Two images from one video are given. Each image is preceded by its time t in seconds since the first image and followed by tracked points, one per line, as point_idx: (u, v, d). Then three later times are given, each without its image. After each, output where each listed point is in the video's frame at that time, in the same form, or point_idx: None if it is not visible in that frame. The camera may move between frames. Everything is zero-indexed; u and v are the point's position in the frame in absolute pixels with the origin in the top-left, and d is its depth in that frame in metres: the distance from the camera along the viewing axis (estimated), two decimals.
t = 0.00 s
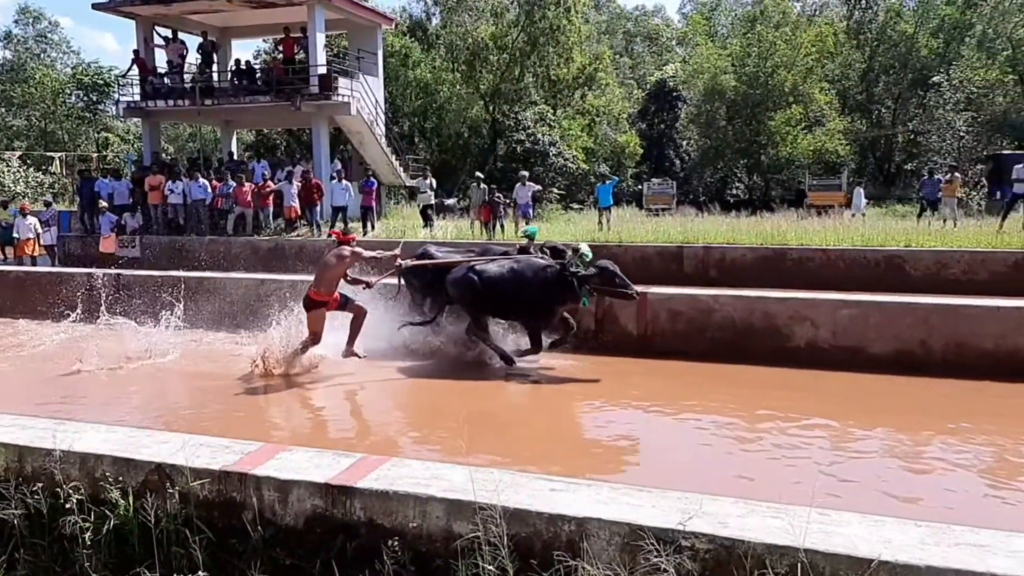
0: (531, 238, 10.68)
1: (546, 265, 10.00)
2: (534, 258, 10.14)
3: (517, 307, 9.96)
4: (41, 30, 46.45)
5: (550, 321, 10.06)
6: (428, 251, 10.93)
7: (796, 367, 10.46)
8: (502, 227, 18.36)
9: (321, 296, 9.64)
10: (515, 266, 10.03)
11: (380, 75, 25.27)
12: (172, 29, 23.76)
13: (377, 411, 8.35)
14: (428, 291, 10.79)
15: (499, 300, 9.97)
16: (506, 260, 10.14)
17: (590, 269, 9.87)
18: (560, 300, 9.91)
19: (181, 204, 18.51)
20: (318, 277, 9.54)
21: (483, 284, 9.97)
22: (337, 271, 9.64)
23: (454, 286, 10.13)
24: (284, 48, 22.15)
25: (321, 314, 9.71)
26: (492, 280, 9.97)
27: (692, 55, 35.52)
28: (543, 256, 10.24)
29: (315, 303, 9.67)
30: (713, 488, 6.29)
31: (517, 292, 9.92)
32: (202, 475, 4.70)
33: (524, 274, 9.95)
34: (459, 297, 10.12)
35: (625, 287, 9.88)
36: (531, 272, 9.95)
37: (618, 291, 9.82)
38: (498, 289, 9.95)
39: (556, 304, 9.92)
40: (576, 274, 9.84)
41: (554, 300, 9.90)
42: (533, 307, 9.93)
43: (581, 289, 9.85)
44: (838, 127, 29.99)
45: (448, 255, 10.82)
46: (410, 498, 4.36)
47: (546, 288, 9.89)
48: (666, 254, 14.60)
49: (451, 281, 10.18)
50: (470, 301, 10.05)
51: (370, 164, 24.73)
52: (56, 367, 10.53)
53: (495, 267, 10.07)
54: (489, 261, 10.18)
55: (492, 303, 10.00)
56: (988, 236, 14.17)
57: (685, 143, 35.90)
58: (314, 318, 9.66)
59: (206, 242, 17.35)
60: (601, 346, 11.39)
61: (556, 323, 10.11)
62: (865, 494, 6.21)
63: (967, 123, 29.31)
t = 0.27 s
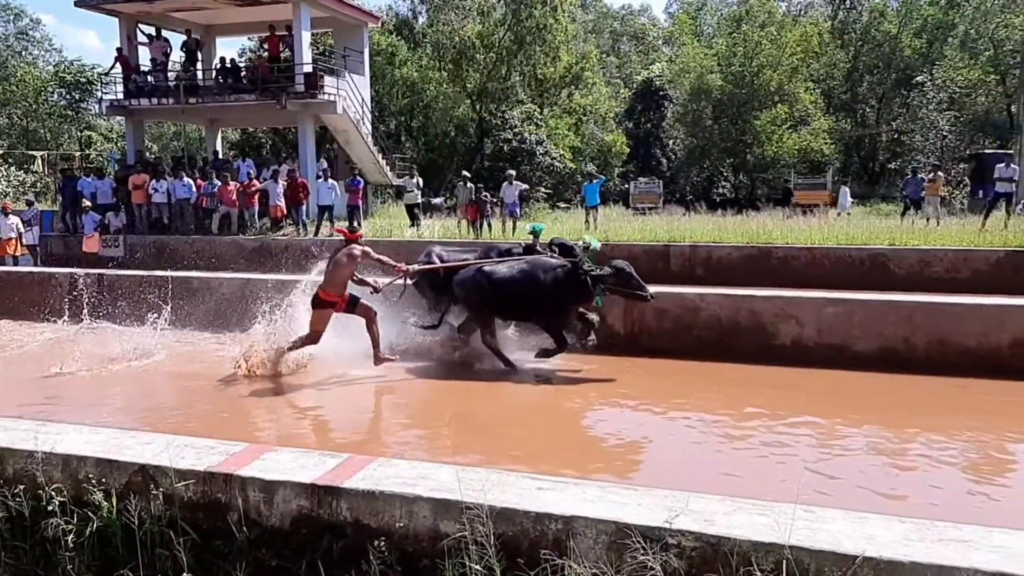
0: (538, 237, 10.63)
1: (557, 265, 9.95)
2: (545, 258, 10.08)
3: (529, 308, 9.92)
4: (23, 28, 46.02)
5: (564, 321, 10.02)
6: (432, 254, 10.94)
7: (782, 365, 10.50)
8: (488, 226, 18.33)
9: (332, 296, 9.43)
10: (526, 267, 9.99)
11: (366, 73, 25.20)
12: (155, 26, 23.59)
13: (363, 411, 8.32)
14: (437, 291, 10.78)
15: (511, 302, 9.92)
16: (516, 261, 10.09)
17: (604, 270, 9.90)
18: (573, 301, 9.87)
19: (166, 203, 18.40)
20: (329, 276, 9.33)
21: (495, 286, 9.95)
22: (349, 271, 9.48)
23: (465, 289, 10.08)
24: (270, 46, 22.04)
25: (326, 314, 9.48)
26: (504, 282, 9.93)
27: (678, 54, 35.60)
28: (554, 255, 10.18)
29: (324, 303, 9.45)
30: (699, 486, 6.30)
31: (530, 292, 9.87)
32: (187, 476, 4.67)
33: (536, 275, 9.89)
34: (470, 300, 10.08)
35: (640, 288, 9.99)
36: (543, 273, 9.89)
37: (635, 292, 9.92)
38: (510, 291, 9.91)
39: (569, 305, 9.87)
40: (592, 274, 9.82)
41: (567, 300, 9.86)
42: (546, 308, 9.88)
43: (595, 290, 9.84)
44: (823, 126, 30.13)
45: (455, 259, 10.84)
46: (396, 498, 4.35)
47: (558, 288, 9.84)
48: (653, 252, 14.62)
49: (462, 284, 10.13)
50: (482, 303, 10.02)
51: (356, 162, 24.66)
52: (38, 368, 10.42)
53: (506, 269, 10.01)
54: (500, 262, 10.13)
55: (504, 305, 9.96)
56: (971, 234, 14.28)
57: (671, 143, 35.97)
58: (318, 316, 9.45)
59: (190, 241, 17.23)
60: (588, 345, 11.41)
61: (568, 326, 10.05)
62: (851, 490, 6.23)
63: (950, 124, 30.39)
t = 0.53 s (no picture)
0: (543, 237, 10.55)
1: (567, 264, 9.91)
2: (554, 257, 10.01)
3: (542, 308, 9.83)
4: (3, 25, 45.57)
5: (578, 321, 9.95)
6: (438, 256, 10.80)
7: (768, 363, 10.54)
8: (475, 225, 18.30)
9: (341, 296, 9.23)
10: (536, 266, 9.91)
11: (352, 72, 25.13)
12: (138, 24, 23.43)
13: (348, 411, 8.30)
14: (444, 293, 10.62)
15: (523, 301, 9.81)
16: (524, 262, 10.00)
17: (621, 270, 9.99)
18: (589, 298, 9.83)
19: (149, 202, 18.28)
20: (339, 275, 9.15)
21: (505, 287, 9.81)
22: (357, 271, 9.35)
23: (473, 291, 9.92)
24: (254, 44, 21.94)
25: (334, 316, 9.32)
26: (514, 283, 9.82)
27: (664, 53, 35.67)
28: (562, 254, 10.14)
29: (333, 303, 9.24)
30: (685, 484, 6.32)
31: (543, 292, 9.78)
32: (171, 478, 4.64)
33: (547, 275, 9.81)
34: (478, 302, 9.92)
35: (654, 291, 10.06)
36: (554, 271, 9.82)
37: (649, 296, 9.97)
38: (521, 291, 9.79)
39: (585, 302, 9.82)
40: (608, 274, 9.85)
41: (582, 298, 9.81)
42: (562, 307, 9.81)
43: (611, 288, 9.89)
44: (808, 126, 30.26)
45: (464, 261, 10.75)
46: (382, 498, 4.34)
47: (573, 286, 9.78)
48: (639, 251, 14.65)
49: (469, 287, 9.97)
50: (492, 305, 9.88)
51: (342, 161, 24.56)
52: (19, 370, 10.33)
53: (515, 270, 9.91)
54: (506, 264, 10.02)
55: (515, 306, 9.84)
56: (954, 232, 14.38)
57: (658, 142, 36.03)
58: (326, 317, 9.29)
59: (174, 241, 17.09)
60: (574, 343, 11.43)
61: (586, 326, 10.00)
62: (836, 487, 6.27)
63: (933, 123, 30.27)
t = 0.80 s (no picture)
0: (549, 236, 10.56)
1: (578, 263, 9.90)
2: (563, 257, 9.99)
3: (555, 309, 9.81)
4: None
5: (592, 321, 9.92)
6: (445, 259, 10.67)
7: (756, 362, 10.58)
8: (464, 225, 18.29)
9: (351, 298, 9.16)
10: (547, 267, 9.88)
11: (340, 71, 25.08)
12: (124, 23, 23.30)
13: (337, 412, 8.27)
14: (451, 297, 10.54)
15: (536, 303, 9.77)
16: (534, 263, 9.96)
17: (636, 273, 10.09)
18: (603, 298, 9.84)
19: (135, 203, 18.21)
20: (349, 277, 9.07)
21: (517, 289, 9.76)
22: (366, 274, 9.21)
23: (484, 293, 9.85)
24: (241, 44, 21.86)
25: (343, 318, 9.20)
26: (525, 284, 9.78)
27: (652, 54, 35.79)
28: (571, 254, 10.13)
29: (343, 305, 9.16)
30: (673, 483, 6.33)
31: (557, 292, 9.76)
32: (157, 480, 4.61)
33: (559, 274, 9.80)
34: (489, 305, 9.85)
35: (667, 294, 10.28)
36: (567, 271, 9.81)
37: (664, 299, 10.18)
38: (534, 292, 9.76)
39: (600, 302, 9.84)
40: (623, 277, 9.92)
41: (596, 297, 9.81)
42: (577, 307, 9.80)
43: (625, 289, 9.94)
44: (795, 126, 30.41)
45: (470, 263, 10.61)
46: (371, 499, 4.32)
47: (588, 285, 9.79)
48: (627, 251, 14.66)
49: (479, 290, 9.87)
50: (505, 307, 9.82)
51: (330, 162, 24.48)
52: (3, 372, 10.24)
53: (525, 271, 9.86)
54: (515, 265, 9.96)
55: (527, 308, 9.80)
56: (940, 232, 14.47)
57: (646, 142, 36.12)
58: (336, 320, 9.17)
59: (160, 242, 16.98)
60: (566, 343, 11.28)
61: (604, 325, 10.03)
62: (824, 485, 6.29)
63: (918, 122, 31.99)
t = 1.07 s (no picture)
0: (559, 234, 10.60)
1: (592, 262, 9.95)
2: (575, 256, 10.03)
3: (568, 308, 9.81)
4: None
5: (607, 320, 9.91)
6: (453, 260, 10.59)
7: (741, 360, 10.62)
8: (450, 225, 18.27)
9: (363, 301, 9.06)
10: (560, 266, 9.90)
11: (325, 71, 25.02)
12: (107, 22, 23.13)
13: (322, 412, 8.24)
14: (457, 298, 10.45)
15: (551, 302, 9.77)
16: (545, 263, 9.96)
17: (651, 277, 10.19)
18: (619, 296, 9.90)
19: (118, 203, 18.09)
20: (359, 279, 8.98)
21: (531, 288, 9.75)
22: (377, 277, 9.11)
23: (497, 294, 9.78)
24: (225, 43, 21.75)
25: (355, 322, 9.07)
26: (539, 284, 9.77)
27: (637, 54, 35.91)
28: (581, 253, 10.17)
29: (354, 309, 9.06)
30: (659, 480, 6.34)
31: (571, 291, 9.78)
32: (140, 482, 4.58)
33: (573, 273, 9.83)
34: (501, 305, 9.79)
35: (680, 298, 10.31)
36: (581, 269, 9.84)
37: (676, 302, 10.20)
38: (547, 291, 9.76)
39: (616, 300, 9.88)
40: (638, 279, 10.03)
41: (612, 295, 9.86)
42: (593, 305, 9.82)
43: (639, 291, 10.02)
44: (780, 126, 30.57)
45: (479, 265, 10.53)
46: (357, 500, 4.30)
47: (603, 284, 9.84)
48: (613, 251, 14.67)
49: (491, 290, 9.81)
50: (518, 307, 9.78)
51: (315, 161, 24.39)
52: None
53: (538, 271, 9.87)
54: (527, 265, 9.96)
55: (542, 307, 9.79)
56: (922, 230, 14.58)
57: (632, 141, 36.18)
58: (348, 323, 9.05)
59: (143, 242, 16.85)
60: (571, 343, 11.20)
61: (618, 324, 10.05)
62: (809, 481, 6.33)
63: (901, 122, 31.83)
